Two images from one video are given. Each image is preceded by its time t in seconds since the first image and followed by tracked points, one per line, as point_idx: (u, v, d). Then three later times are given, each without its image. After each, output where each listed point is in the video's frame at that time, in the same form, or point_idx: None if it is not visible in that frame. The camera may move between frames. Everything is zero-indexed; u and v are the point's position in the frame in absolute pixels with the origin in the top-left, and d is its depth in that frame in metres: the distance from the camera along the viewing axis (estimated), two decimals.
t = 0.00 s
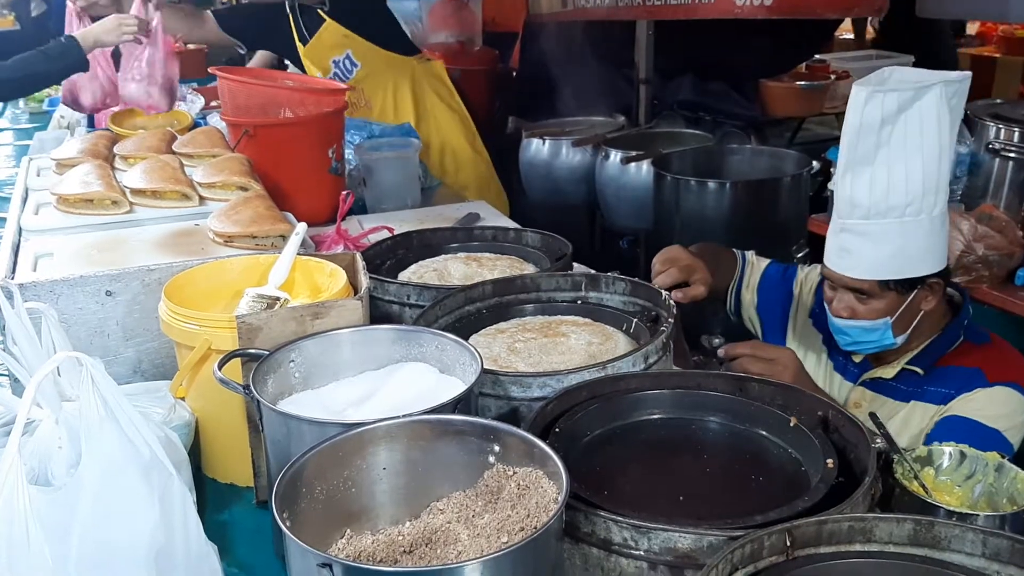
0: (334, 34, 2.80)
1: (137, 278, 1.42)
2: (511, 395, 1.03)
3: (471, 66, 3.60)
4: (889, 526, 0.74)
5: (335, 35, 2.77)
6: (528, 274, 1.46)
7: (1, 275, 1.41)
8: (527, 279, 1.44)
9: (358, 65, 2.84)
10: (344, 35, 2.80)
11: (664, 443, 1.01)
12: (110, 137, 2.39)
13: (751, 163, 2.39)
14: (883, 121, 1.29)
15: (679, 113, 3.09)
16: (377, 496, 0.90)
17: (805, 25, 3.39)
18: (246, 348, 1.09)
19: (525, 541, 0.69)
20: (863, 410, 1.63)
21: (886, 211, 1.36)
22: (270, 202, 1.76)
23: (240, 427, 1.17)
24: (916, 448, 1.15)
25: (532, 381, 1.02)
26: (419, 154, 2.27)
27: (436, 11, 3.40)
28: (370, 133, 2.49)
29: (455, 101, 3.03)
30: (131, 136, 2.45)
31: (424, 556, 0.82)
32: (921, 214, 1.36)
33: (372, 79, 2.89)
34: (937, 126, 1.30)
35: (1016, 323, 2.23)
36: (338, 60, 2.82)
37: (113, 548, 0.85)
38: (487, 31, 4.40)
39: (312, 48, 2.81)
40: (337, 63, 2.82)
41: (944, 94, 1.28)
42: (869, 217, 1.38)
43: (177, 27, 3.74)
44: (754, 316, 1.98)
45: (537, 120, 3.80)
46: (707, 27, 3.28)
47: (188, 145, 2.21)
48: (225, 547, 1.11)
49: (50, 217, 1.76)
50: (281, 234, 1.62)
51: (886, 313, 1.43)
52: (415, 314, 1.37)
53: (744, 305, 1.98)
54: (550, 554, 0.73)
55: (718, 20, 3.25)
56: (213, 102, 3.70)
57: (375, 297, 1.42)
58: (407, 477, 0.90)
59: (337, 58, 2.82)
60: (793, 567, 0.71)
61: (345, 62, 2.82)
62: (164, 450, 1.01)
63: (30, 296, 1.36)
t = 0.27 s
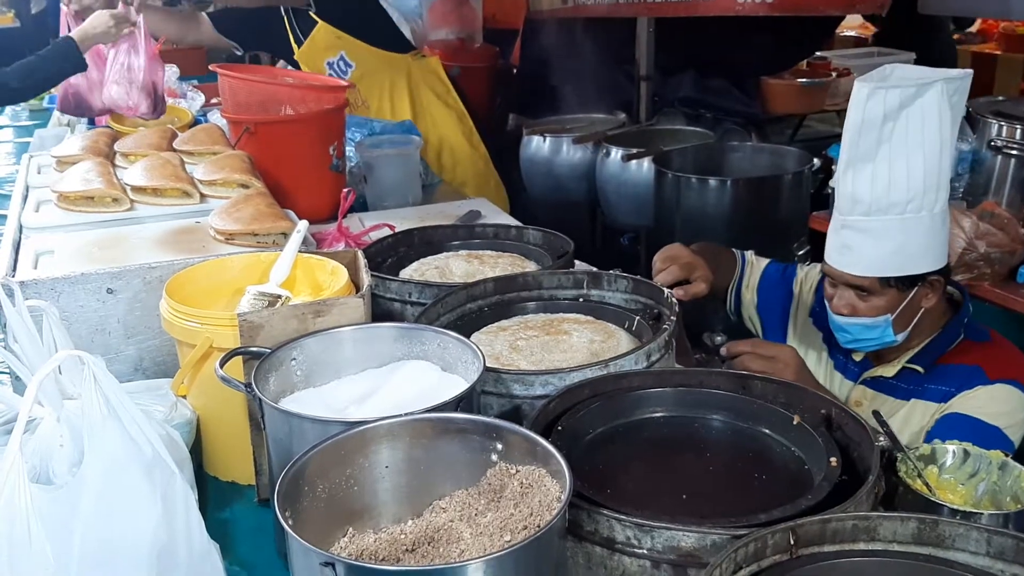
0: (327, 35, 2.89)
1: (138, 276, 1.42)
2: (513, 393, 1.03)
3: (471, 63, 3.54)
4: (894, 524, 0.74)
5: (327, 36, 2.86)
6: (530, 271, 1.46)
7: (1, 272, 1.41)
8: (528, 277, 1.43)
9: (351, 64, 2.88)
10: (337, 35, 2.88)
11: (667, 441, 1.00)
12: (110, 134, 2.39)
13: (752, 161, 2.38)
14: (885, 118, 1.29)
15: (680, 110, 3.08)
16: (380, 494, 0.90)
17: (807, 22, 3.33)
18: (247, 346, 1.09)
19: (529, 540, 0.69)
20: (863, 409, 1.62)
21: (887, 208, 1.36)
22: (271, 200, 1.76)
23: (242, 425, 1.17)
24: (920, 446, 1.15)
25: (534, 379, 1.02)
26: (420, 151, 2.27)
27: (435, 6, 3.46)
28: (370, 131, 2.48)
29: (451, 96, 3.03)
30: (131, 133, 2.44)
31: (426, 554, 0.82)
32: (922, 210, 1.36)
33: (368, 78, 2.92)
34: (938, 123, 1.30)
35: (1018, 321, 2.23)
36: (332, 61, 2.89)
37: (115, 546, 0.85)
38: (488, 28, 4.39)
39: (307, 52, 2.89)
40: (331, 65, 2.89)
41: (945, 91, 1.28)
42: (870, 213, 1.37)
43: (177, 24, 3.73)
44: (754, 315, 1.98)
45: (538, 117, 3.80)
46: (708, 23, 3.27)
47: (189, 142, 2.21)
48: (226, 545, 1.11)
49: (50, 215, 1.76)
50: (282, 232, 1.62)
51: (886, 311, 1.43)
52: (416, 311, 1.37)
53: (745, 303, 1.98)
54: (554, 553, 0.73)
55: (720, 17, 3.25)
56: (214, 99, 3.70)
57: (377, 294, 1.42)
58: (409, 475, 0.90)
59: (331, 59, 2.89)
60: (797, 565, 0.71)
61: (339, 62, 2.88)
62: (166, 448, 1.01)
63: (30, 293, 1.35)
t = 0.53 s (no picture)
0: (327, 35, 2.88)
1: (140, 274, 1.42)
2: (515, 391, 1.03)
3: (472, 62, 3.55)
4: (895, 522, 0.74)
5: (326, 36, 2.85)
6: (532, 270, 1.46)
7: (3, 271, 1.41)
8: (530, 275, 1.43)
9: (351, 64, 2.87)
10: (338, 35, 2.87)
11: (669, 439, 1.00)
12: (112, 132, 2.39)
13: (753, 158, 2.38)
14: (887, 115, 1.29)
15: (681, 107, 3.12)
16: (382, 493, 0.90)
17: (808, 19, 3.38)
18: (249, 344, 1.09)
19: (531, 539, 0.69)
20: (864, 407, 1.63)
21: (888, 206, 1.36)
22: (272, 198, 1.76)
23: (244, 423, 1.17)
24: (922, 445, 1.14)
25: (536, 377, 1.03)
26: (421, 149, 2.26)
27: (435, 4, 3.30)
28: (371, 129, 2.48)
29: (452, 95, 3.03)
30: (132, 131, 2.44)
31: (429, 553, 0.82)
32: (924, 208, 1.36)
33: (368, 78, 2.91)
34: (941, 121, 1.29)
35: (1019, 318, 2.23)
36: (333, 60, 2.88)
37: (118, 545, 0.85)
38: (488, 25, 4.39)
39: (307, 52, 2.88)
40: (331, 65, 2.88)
41: (948, 89, 1.27)
42: (871, 211, 1.37)
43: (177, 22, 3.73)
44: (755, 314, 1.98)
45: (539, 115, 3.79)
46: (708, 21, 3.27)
47: (189, 140, 2.21)
48: (228, 543, 1.11)
49: (51, 213, 1.76)
50: (284, 230, 1.62)
51: (886, 309, 1.44)
52: (418, 310, 1.37)
53: (745, 303, 1.98)
54: (556, 551, 0.73)
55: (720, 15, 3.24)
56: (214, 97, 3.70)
57: (378, 293, 1.42)
58: (411, 474, 0.90)
59: (332, 58, 2.88)
60: (800, 564, 0.72)
61: (338, 62, 2.87)
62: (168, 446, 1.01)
63: (32, 292, 1.35)
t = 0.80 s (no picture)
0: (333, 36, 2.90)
1: (143, 274, 1.42)
2: (517, 390, 1.03)
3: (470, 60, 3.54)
4: (897, 521, 0.74)
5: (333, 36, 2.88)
6: (534, 269, 1.46)
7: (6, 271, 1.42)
8: (531, 275, 1.44)
9: (355, 64, 2.88)
10: (343, 36, 2.89)
11: (671, 438, 1.01)
12: (113, 132, 2.39)
13: (753, 157, 2.37)
14: (889, 115, 1.29)
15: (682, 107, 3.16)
16: (384, 491, 0.90)
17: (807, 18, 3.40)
18: (252, 343, 1.10)
19: (535, 537, 0.69)
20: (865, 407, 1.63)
21: (889, 205, 1.36)
22: (274, 197, 1.76)
23: (246, 422, 1.17)
24: (924, 443, 1.13)
25: (538, 377, 1.03)
26: (422, 149, 2.27)
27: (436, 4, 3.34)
28: (372, 128, 2.49)
29: (454, 98, 3.03)
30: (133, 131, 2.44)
31: (431, 552, 0.82)
32: (925, 208, 1.36)
33: (371, 79, 2.93)
34: (942, 121, 1.29)
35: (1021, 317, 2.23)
36: (337, 60, 2.89)
37: (122, 544, 0.85)
38: (489, 24, 4.39)
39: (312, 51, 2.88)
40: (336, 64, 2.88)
41: (950, 88, 1.28)
42: (872, 210, 1.37)
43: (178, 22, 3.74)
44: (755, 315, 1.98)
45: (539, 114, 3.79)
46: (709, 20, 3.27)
47: (191, 139, 2.21)
48: (231, 541, 1.12)
49: (53, 213, 1.76)
50: (286, 230, 1.63)
51: (887, 308, 1.44)
52: (420, 309, 1.37)
53: (745, 303, 1.98)
54: (559, 549, 0.73)
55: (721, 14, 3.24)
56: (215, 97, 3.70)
57: (380, 292, 1.42)
58: (413, 473, 0.90)
59: (336, 58, 2.89)
60: (801, 562, 0.72)
61: (343, 62, 2.88)
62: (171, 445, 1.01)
63: (34, 292, 1.36)
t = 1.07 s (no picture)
0: (338, 35, 2.93)
1: (144, 274, 1.43)
2: (517, 389, 1.03)
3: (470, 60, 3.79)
4: (897, 520, 0.74)
5: (337, 36, 2.92)
6: (534, 269, 1.46)
7: (7, 271, 1.42)
8: (532, 274, 1.44)
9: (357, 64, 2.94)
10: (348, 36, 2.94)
11: (671, 437, 1.01)
12: (114, 133, 2.39)
13: (754, 157, 2.37)
14: (889, 114, 1.30)
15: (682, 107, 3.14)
16: (386, 491, 0.90)
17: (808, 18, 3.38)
18: (253, 343, 1.10)
19: (535, 537, 0.69)
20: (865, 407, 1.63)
21: (889, 204, 1.36)
22: (275, 197, 1.77)
23: (247, 421, 1.18)
24: (923, 443, 1.14)
25: (538, 376, 1.03)
26: (423, 149, 2.27)
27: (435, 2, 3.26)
28: (373, 128, 2.49)
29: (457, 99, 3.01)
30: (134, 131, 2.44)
31: (432, 551, 0.82)
32: (925, 208, 1.36)
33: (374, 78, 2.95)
34: (942, 120, 1.29)
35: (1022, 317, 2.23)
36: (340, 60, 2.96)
37: (124, 544, 0.85)
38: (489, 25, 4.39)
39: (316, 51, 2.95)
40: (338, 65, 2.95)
41: (950, 88, 1.28)
42: (873, 209, 1.37)
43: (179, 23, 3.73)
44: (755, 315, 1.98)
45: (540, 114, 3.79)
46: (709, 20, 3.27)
47: (191, 140, 2.21)
48: (232, 541, 1.12)
49: (54, 213, 1.76)
50: (287, 230, 1.63)
51: (887, 307, 1.44)
52: (420, 309, 1.37)
53: (745, 304, 1.98)
54: (560, 549, 0.73)
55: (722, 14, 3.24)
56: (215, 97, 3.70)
57: (381, 292, 1.42)
58: (414, 472, 0.90)
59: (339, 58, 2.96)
60: (802, 561, 0.72)
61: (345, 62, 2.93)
62: (172, 445, 1.01)
63: (36, 292, 1.36)
